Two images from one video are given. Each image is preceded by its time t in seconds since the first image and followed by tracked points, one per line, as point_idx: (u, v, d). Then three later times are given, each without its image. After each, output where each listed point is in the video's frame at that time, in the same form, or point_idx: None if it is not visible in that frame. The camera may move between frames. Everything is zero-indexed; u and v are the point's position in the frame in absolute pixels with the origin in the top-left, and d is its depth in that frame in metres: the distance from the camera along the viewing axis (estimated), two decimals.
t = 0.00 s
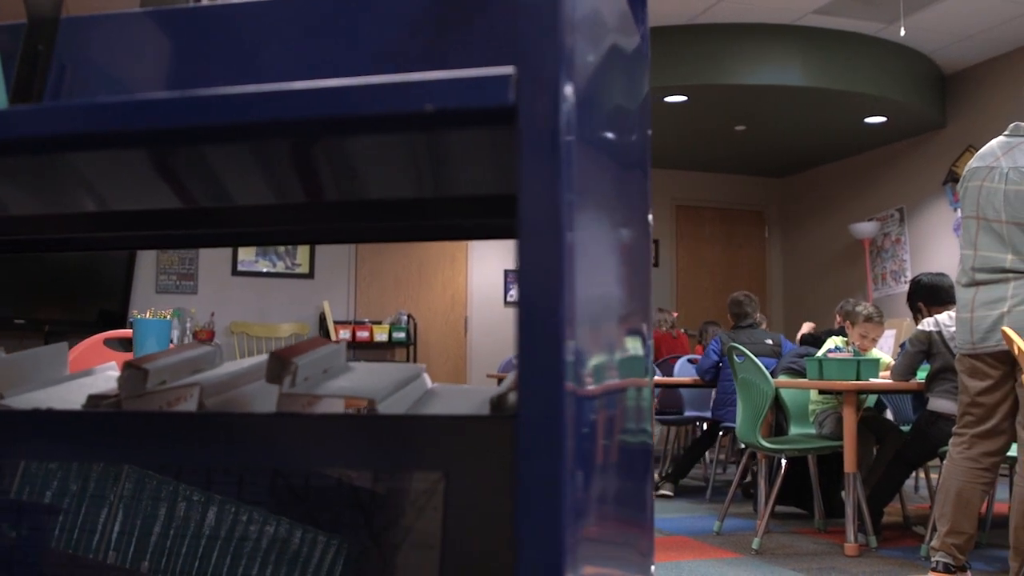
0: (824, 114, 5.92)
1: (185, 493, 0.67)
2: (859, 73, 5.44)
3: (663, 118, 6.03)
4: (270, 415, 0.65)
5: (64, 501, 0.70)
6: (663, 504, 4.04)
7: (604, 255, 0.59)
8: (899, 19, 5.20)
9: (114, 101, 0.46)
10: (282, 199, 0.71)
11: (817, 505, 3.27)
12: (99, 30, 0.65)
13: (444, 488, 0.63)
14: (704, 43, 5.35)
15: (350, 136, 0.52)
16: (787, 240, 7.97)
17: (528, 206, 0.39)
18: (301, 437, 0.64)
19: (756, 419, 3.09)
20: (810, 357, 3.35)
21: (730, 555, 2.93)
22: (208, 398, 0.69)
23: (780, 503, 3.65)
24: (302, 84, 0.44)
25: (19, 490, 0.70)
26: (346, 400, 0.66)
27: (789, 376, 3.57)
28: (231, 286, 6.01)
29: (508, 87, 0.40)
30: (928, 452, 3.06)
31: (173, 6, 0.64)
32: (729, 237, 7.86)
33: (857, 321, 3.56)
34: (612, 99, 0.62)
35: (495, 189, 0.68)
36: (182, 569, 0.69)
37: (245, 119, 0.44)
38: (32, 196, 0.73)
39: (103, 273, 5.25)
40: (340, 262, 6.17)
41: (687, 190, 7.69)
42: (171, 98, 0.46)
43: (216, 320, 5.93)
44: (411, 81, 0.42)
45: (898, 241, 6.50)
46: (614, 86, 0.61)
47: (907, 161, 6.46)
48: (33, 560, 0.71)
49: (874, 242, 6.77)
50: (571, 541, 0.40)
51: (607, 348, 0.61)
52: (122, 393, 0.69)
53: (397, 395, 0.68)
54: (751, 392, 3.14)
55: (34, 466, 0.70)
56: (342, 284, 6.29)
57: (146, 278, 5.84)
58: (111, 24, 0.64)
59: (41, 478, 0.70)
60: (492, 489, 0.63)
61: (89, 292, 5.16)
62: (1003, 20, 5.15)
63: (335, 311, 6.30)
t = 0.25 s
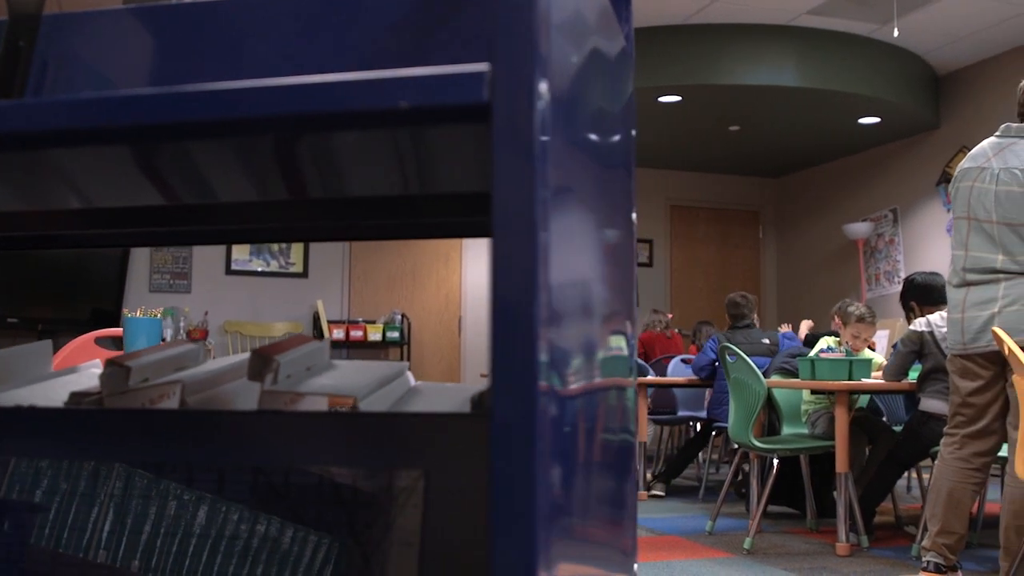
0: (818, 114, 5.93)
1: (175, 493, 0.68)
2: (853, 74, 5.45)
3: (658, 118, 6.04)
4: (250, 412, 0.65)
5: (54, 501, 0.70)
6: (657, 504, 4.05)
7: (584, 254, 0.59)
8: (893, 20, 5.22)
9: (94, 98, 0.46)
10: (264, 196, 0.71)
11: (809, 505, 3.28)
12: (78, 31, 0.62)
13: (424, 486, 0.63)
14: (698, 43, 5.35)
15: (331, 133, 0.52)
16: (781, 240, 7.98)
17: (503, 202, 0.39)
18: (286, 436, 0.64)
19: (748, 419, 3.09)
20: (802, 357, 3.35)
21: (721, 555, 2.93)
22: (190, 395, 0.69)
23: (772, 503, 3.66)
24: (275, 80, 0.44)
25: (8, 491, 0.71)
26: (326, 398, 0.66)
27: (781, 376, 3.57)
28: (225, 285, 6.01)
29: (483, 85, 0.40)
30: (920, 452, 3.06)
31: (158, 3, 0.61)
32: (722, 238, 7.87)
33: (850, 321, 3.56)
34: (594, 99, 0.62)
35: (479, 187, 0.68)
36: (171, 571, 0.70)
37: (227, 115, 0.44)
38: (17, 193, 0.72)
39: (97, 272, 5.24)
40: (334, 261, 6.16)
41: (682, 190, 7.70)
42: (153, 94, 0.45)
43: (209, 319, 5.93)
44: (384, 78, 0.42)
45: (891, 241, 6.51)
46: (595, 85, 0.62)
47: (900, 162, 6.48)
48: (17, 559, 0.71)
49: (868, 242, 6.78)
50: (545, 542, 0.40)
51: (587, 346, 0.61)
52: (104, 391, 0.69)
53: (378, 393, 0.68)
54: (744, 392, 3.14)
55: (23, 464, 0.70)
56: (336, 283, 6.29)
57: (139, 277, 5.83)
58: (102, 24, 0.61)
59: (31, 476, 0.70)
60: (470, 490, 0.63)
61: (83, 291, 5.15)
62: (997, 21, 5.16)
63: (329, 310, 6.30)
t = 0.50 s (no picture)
0: (811, 115, 5.94)
1: (165, 493, 0.68)
2: (846, 74, 5.46)
3: (652, 118, 6.05)
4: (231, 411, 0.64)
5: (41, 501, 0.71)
6: (649, 504, 4.05)
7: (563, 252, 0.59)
8: (886, 20, 5.23)
9: (79, 95, 0.46)
10: (248, 193, 0.71)
11: (801, 504, 3.28)
12: (68, 26, 0.61)
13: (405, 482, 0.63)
14: (691, 43, 5.36)
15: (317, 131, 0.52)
16: (775, 240, 7.98)
17: (477, 198, 0.39)
18: (261, 432, 0.63)
19: (740, 418, 3.09)
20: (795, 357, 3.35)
21: (713, 554, 2.93)
22: (173, 393, 0.69)
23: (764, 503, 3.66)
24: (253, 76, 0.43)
25: None
26: (312, 395, 0.66)
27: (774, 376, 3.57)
28: (218, 284, 6.00)
29: (459, 81, 0.40)
30: (911, 452, 3.07)
31: None
32: (716, 238, 7.87)
33: (842, 322, 3.56)
34: (575, 99, 0.62)
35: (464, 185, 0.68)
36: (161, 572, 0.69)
37: (211, 112, 0.43)
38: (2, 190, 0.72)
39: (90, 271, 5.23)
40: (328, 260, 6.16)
41: (676, 190, 7.71)
42: (136, 90, 0.45)
43: (202, 318, 5.92)
44: (360, 76, 0.42)
45: (885, 241, 6.52)
46: (576, 84, 0.62)
47: (894, 162, 6.49)
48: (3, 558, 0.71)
49: (862, 242, 6.79)
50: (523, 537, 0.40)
51: (569, 345, 0.61)
52: (87, 389, 0.69)
53: (361, 392, 0.67)
54: (736, 392, 3.15)
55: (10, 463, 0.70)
56: (330, 283, 6.28)
57: (132, 276, 5.82)
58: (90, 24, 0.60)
59: (20, 476, 0.70)
60: (448, 490, 0.63)
61: (77, 291, 5.14)
62: (991, 22, 5.18)
63: (323, 310, 6.30)
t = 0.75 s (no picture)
0: (805, 115, 5.94)
1: (159, 492, 0.66)
2: (840, 74, 5.46)
3: (646, 118, 6.05)
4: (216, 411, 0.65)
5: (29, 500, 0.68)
6: (643, 504, 4.05)
7: (546, 251, 0.59)
8: (879, 20, 5.24)
9: (64, 92, 0.46)
10: (233, 191, 0.70)
11: (794, 504, 3.28)
12: (61, 25, 0.60)
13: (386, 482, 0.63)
14: (685, 43, 5.36)
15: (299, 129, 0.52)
16: (769, 240, 7.99)
17: (453, 193, 0.39)
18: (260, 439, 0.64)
19: (733, 418, 3.09)
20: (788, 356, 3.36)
21: (706, 554, 2.93)
22: (156, 392, 0.70)
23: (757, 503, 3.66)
24: (237, 72, 0.43)
25: None
26: (297, 394, 0.66)
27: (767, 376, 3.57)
28: (212, 284, 5.99)
29: (435, 80, 0.40)
30: (903, 451, 3.07)
31: None
32: (710, 238, 7.88)
33: (835, 322, 3.57)
34: (558, 98, 0.62)
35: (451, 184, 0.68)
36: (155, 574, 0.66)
37: (191, 110, 0.43)
38: None
39: (84, 270, 5.22)
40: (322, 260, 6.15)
41: (669, 190, 7.71)
42: (123, 87, 0.45)
43: (196, 318, 5.91)
44: (333, 72, 0.42)
45: (879, 241, 6.52)
46: (559, 84, 0.62)
47: (887, 162, 6.50)
48: None
49: (856, 242, 6.80)
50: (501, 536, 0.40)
51: (553, 344, 0.61)
52: (70, 387, 0.70)
53: (345, 390, 0.67)
54: (729, 391, 3.15)
55: None
56: (324, 283, 6.28)
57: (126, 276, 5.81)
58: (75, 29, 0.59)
59: (11, 476, 0.68)
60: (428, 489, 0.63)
61: (70, 290, 5.12)
62: (984, 22, 5.19)
63: (316, 310, 6.29)
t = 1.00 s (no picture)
0: (799, 115, 5.95)
1: (147, 491, 0.65)
2: (833, 73, 5.47)
3: (640, 118, 6.06)
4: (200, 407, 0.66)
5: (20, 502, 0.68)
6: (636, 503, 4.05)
7: (530, 251, 0.59)
8: (873, 20, 5.25)
9: (47, 89, 0.46)
10: (218, 190, 0.70)
11: (787, 503, 3.28)
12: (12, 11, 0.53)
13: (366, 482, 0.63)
14: (679, 42, 5.37)
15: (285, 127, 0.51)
16: (763, 240, 8.00)
17: (429, 192, 0.39)
18: (235, 434, 0.64)
19: (726, 418, 3.09)
20: (781, 356, 3.36)
21: (698, 553, 2.94)
22: (139, 391, 0.70)
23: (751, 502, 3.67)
24: (220, 70, 0.43)
25: None
26: (282, 392, 0.66)
27: (760, 375, 3.58)
28: (205, 283, 5.99)
29: (411, 77, 0.40)
30: (895, 451, 3.09)
31: None
32: (704, 237, 7.89)
33: (828, 321, 3.57)
34: (544, 96, 0.62)
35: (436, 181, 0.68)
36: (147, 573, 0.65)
37: (170, 108, 0.43)
38: None
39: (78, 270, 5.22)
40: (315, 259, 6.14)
41: (663, 190, 7.72)
42: (108, 85, 0.44)
43: (190, 318, 5.92)
44: (307, 70, 0.42)
45: (872, 241, 6.53)
46: (545, 85, 0.62)
47: (881, 162, 6.51)
48: None
49: (850, 242, 6.80)
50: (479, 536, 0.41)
51: (539, 344, 0.62)
52: (55, 386, 0.71)
53: (328, 388, 0.67)
54: (722, 391, 3.15)
55: None
56: (319, 284, 6.27)
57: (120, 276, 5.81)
58: (36, 17, 0.51)
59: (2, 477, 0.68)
60: (410, 487, 0.63)
61: (65, 290, 5.12)
62: (977, 22, 5.21)
63: (311, 310, 6.29)
